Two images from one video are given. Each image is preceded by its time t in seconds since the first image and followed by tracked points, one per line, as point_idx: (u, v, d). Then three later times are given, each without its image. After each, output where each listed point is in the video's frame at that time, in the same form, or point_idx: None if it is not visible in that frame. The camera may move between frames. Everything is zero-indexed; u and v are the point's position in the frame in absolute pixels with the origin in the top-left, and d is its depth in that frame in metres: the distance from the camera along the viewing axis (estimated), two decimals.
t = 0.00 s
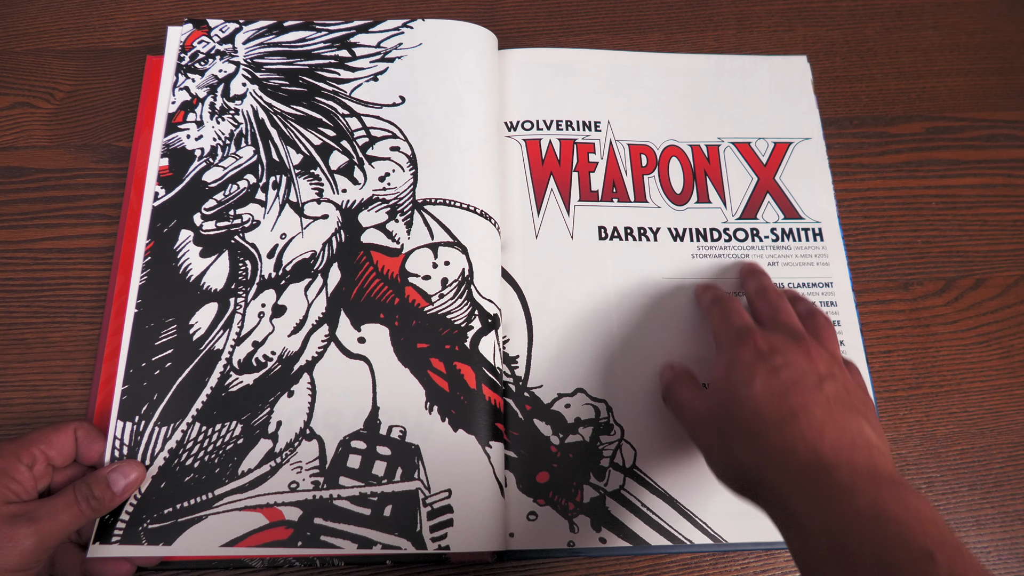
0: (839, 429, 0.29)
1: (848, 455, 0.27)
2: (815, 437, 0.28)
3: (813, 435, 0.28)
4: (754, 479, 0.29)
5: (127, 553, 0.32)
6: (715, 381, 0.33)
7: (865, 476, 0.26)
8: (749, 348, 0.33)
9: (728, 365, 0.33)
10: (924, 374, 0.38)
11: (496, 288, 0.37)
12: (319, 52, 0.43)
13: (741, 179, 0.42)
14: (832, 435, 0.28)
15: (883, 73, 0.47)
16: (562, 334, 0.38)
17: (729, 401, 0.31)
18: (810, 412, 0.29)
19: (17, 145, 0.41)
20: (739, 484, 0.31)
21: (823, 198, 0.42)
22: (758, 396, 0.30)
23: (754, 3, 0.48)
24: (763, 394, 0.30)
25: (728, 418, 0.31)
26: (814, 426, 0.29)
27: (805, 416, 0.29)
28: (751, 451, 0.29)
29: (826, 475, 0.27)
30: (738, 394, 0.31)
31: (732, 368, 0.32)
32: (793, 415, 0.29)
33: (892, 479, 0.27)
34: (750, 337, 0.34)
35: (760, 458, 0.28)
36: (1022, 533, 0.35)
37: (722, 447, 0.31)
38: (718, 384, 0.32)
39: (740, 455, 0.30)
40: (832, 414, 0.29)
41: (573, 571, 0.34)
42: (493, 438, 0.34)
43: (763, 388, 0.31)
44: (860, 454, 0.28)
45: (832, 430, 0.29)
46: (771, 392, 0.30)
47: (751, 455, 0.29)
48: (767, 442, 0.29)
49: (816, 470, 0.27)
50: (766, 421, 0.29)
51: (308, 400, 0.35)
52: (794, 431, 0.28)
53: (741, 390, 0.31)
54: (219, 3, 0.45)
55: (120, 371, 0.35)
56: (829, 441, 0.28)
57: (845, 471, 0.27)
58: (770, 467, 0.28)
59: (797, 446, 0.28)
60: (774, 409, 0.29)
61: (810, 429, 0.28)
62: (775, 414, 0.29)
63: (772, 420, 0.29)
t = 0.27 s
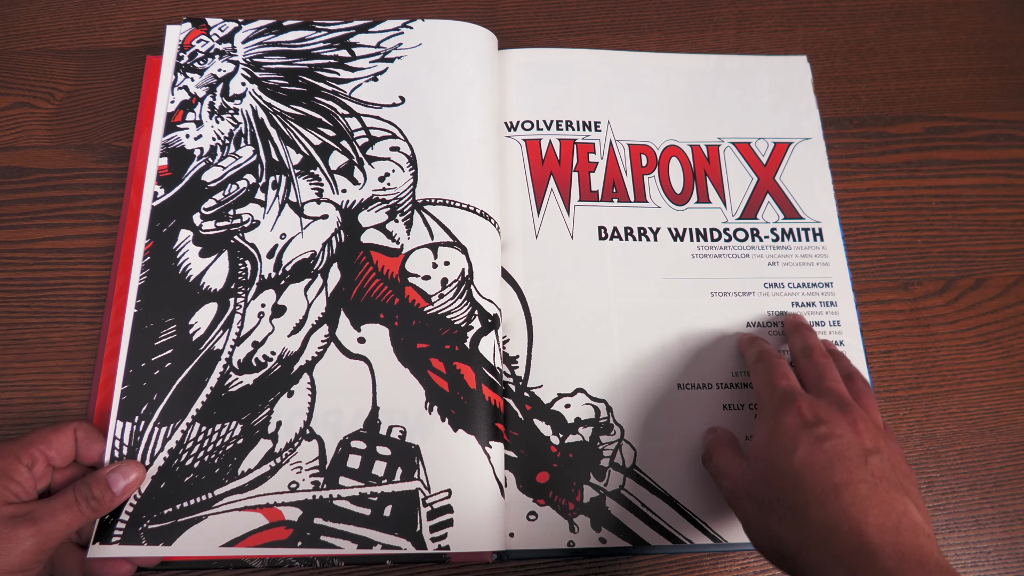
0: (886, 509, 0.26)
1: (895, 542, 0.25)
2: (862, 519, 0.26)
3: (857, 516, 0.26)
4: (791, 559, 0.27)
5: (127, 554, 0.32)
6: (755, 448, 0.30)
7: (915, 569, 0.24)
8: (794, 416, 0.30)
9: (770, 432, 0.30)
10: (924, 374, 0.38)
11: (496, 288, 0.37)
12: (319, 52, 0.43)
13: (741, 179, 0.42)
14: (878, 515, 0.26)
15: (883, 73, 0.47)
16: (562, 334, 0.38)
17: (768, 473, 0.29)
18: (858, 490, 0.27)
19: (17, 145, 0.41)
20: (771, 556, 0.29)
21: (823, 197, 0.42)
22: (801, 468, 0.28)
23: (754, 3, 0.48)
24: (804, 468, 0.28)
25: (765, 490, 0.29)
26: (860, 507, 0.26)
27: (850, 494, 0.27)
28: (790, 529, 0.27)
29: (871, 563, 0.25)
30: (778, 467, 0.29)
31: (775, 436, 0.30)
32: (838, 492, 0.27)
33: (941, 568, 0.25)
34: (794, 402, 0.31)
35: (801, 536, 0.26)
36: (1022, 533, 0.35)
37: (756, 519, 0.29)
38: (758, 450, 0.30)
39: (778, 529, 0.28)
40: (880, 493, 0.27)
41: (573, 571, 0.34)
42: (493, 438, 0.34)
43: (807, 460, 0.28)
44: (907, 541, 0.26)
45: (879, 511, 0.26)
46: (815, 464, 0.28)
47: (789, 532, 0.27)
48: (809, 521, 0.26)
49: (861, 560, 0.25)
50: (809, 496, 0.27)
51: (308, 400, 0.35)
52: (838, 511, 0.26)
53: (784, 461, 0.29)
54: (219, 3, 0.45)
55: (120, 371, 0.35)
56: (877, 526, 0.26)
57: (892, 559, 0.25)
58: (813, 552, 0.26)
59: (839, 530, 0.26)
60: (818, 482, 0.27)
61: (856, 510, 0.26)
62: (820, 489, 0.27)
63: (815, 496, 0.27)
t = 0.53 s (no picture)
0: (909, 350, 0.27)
1: (918, 368, 0.26)
2: (883, 357, 0.27)
3: (878, 354, 0.27)
4: (815, 407, 0.28)
5: (127, 554, 0.32)
6: (778, 327, 0.34)
7: (937, 386, 0.25)
8: (813, 295, 0.34)
9: (791, 310, 0.34)
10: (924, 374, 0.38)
11: (496, 288, 0.37)
12: (319, 53, 0.43)
13: (741, 179, 0.42)
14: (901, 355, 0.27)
15: (883, 73, 0.47)
16: (562, 334, 0.38)
17: (795, 336, 0.32)
18: (878, 338, 0.28)
19: (18, 145, 0.41)
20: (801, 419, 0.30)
21: (823, 198, 0.42)
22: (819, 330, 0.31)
23: (754, 3, 0.48)
24: (825, 324, 0.31)
25: (789, 356, 0.31)
26: (883, 348, 0.28)
27: (870, 336, 0.29)
28: (811, 378, 0.29)
29: (890, 385, 0.26)
30: (803, 329, 0.32)
31: (795, 312, 0.33)
32: (860, 339, 0.29)
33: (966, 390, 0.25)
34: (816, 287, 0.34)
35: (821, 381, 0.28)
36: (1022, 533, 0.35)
37: (782, 384, 0.31)
38: (782, 327, 0.33)
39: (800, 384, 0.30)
40: (902, 338, 0.28)
41: (573, 571, 0.34)
42: (493, 438, 0.34)
43: (826, 322, 0.31)
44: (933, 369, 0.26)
45: (900, 350, 0.27)
46: (834, 324, 0.30)
47: (810, 383, 0.29)
48: (831, 368, 0.28)
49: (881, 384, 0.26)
50: (830, 348, 0.29)
51: (308, 401, 0.35)
52: (858, 349, 0.28)
53: (805, 327, 0.32)
54: (220, 3, 0.45)
55: (120, 371, 0.35)
56: (899, 360, 0.27)
57: (913, 381, 0.25)
58: (831, 388, 0.28)
59: (862, 366, 0.27)
60: (839, 338, 0.29)
61: (878, 352, 0.28)
62: (841, 339, 0.29)
63: (835, 346, 0.29)
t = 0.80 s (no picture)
0: (837, 416, 0.30)
1: (847, 444, 0.29)
2: (814, 427, 0.30)
3: (810, 425, 0.30)
4: (755, 471, 0.31)
5: (128, 554, 0.32)
6: (721, 385, 0.35)
7: (865, 462, 0.27)
8: (749, 356, 0.35)
9: (733, 370, 0.35)
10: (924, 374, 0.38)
11: (496, 288, 0.37)
12: (319, 52, 0.43)
13: (741, 179, 0.42)
14: (826, 423, 0.30)
15: (883, 73, 0.47)
16: (562, 334, 0.38)
17: (733, 398, 0.34)
18: (808, 402, 0.31)
19: (17, 145, 0.41)
20: (739, 475, 0.32)
21: (822, 198, 0.42)
22: (757, 395, 0.32)
23: (754, 3, 0.48)
24: (763, 389, 0.32)
25: (728, 416, 0.33)
26: (814, 418, 0.30)
27: (802, 403, 0.31)
28: (749, 447, 0.31)
29: (827, 465, 0.28)
30: (741, 392, 0.33)
31: (735, 376, 0.35)
32: (791, 404, 0.31)
33: (892, 463, 0.28)
34: (751, 343, 0.36)
35: (758, 451, 0.30)
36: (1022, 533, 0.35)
37: (722, 444, 0.33)
38: (723, 387, 0.35)
39: (740, 450, 0.32)
40: (834, 404, 0.31)
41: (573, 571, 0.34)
42: (493, 438, 0.34)
43: (763, 387, 0.33)
44: (858, 441, 0.29)
45: (830, 419, 0.30)
46: (771, 388, 0.32)
47: (749, 449, 0.31)
48: (767, 437, 0.30)
49: (817, 461, 0.28)
50: (768, 414, 0.31)
51: (308, 400, 0.35)
52: (792, 421, 0.30)
53: (745, 391, 0.33)
54: (219, 3, 0.45)
55: (120, 371, 0.35)
56: (829, 430, 0.29)
57: (843, 458, 0.28)
58: (767, 462, 0.30)
59: (795, 436, 0.29)
60: (774, 403, 0.31)
61: (810, 420, 0.30)
62: (777, 404, 0.31)
63: (770, 412, 0.31)
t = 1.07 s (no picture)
0: (798, 439, 0.27)
1: (808, 469, 0.26)
2: (775, 450, 0.27)
3: (769, 447, 0.27)
4: (711, 502, 0.27)
5: (128, 553, 0.32)
6: (680, 400, 0.32)
7: (829, 491, 0.25)
8: (708, 370, 0.32)
9: (689, 386, 0.32)
10: (924, 374, 0.38)
11: (496, 288, 0.37)
12: (319, 52, 0.43)
13: (741, 179, 0.42)
14: (789, 445, 0.27)
15: (883, 73, 0.47)
16: (561, 334, 0.38)
17: (694, 417, 0.30)
18: (769, 424, 0.28)
19: (18, 145, 0.41)
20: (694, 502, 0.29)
21: (822, 198, 0.42)
22: (717, 413, 0.29)
23: (754, 3, 0.48)
24: (723, 411, 0.29)
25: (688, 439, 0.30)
26: (775, 440, 0.27)
27: (762, 428, 0.28)
28: (709, 474, 0.28)
29: (786, 495, 0.25)
30: (700, 414, 0.30)
31: (692, 390, 0.31)
32: (752, 427, 0.28)
33: (856, 491, 0.25)
34: (710, 357, 0.33)
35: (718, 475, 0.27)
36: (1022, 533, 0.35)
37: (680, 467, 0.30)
38: (682, 403, 0.32)
39: (699, 473, 0.28)
40: (794, 427, 0.28)
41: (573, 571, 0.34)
42: (493, 438, 0.34)
43: (722, 405, 0.29)
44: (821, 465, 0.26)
45: (790, 441, 0.27)
46: (730, 406, 0.29)
47: (708, 476, 0.28)
48: (727, 461, 0.27)
49: (778, 489, 0.25)
50: (727, 437, 0.28)
51: (308, 400, 0.35)
52: (753, 448, 0.27)
53: (704, 408, 0.30)
54: (220, 3, 0.45)
55: (120, 371, 0.35)
56: (789, 454, 0.26)
57: (804, 486, 0.25)
58: (727, 488, 0.27)
59: (756, 460, 0.26)
60: (735, 422, 0.28)
61: (770, 443, 0.27)
62: (736, 426, 0.28)
63: (730, 434, 0.28)
